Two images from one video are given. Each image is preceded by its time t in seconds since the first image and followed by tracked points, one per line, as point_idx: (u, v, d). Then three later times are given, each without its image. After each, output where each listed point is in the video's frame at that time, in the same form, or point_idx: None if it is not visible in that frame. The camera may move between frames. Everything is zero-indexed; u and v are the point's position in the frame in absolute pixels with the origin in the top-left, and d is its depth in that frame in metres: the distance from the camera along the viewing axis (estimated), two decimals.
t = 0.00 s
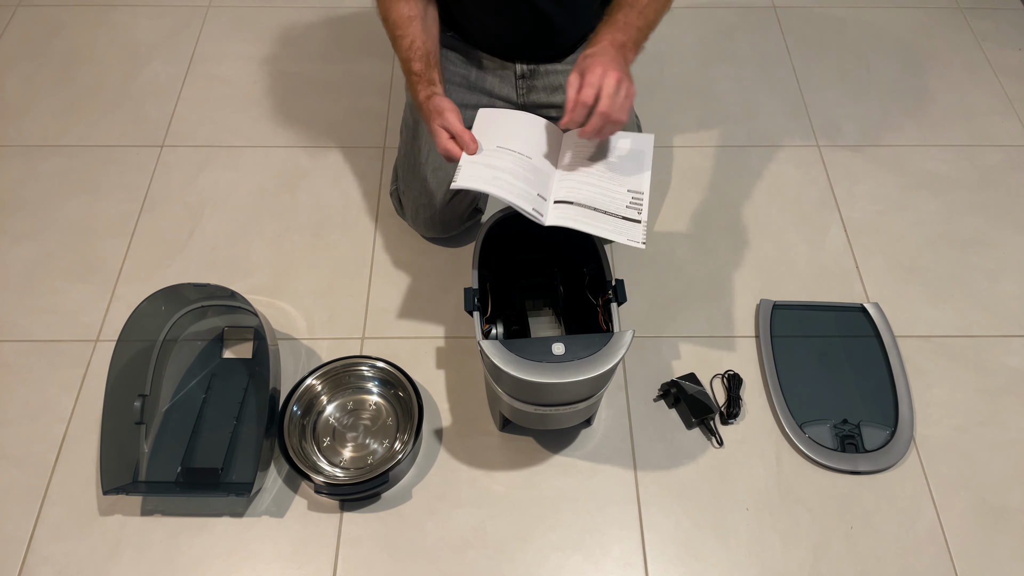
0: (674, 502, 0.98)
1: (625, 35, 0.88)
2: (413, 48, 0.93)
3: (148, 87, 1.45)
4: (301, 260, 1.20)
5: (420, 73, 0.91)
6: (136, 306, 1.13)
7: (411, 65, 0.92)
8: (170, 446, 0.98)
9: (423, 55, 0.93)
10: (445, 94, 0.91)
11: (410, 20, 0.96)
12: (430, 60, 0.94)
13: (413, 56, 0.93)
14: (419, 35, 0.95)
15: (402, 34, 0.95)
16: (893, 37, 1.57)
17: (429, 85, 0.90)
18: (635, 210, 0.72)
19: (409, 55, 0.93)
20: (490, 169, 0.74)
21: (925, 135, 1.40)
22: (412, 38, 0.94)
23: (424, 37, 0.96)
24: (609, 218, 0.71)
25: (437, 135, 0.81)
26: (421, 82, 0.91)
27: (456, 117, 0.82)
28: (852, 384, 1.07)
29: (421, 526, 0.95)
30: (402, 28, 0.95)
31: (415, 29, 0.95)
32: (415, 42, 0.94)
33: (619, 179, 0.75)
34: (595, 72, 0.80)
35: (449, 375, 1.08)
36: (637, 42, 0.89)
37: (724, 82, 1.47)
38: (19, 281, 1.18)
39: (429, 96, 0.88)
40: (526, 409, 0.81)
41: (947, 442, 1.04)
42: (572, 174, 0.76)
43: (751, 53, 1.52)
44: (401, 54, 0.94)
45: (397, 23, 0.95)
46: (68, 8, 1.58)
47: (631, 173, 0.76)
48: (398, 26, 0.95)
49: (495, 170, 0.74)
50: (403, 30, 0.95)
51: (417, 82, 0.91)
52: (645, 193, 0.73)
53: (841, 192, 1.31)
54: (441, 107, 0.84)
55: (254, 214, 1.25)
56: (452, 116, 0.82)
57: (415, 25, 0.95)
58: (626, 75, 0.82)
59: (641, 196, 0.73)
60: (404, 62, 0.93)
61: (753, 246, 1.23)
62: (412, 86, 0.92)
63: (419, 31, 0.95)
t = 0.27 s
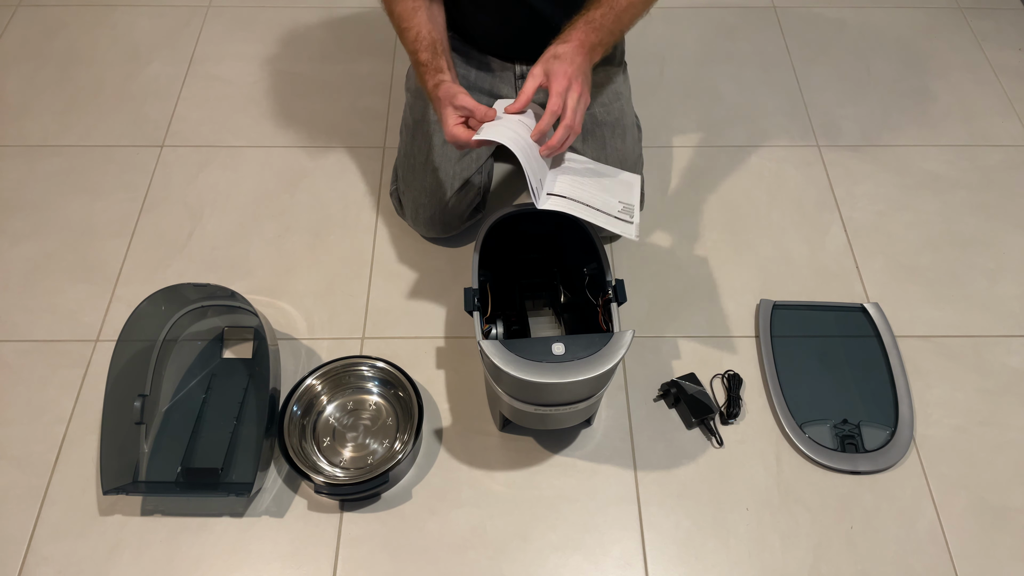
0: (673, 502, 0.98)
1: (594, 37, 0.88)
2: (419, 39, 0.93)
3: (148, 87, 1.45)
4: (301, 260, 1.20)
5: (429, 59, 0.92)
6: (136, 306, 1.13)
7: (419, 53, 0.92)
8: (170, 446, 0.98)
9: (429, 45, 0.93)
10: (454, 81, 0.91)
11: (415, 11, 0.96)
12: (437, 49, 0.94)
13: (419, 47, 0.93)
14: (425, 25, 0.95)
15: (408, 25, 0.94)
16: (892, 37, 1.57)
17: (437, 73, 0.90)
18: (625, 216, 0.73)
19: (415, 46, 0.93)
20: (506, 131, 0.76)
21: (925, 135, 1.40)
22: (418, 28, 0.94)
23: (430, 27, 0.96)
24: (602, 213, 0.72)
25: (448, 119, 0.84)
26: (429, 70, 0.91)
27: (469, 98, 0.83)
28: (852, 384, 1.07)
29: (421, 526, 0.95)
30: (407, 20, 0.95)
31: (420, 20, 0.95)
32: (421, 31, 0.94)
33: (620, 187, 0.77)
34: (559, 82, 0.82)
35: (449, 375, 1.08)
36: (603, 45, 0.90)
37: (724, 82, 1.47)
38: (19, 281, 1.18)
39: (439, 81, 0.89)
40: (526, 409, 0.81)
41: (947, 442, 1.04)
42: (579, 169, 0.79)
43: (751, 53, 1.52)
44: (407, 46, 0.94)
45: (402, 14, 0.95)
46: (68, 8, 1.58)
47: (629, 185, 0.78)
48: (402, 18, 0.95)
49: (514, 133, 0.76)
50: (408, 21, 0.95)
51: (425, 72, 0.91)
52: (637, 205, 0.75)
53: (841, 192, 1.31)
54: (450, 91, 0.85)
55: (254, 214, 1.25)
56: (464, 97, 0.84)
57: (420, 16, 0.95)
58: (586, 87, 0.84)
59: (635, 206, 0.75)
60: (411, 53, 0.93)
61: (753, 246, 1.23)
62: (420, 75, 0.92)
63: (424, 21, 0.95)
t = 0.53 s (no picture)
0: (674, 502, 0.98)
1: (595, 38, 0.88)
2: (416, 41, 0.93)
3: (148, 87, 1.45)
4: (301, 260, 1.20)
5: (427, 60, 0.91)
6: (136, 306, 1.13)
7: (417, 55, 0.92)
8: (170, 446, 0.98)
9: (426, 46, 0.93)
10: (453, 81, 0.89)
11: (413, 14, 0.96)
12: (435, 49, 0.93)
13: (417, 49, 0.92)
14: (422, 27, 0.95)
15: (406, 28, 0.95)
16: (893, 37, 1.57)
17: (434, 74, 0.89)
18: (608, 237, 0.73)
19: (413, 49, 0.93)
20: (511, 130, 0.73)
21: (925, 135, 1.40)
22: (415, 30, 0.94)
23: (427, 29, 0.95)
24: (587, 229, 0.72)
25: (449, 121, 0.83)
26: (427, 71, 0.90)
27: (467, 99, 0.83)
28: (852, 384, 1.07)
29: (421, 526, 0.95)
30: (404, 23, 0.95)
31: (417, 22, 0.95)
32: (418, 33, 0.94)
33: (606, 203, 0.77)
34: (563, 80, 0.81)
35: (449, 375, 1.08)
36: (603, 46, 0.90)
37: (724, 82, 1.47)
38: (19, 281, 1.18)
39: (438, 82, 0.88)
40: (526, 409, 0.81)
41: (947, 442, 1.04)
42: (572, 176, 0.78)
43: (751, 53, 1.52)
44: (405, 49, 0.94)
45: (400, 18, 0.96)
46: (68, 8, 1.58)
47: (616, 203, 0.78)
48: (400, 21, 0.95)
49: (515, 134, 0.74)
50: (406, 24, 0.95)
51: (422, 74, 0.90)
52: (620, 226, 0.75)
53: (841, 192, 1.31)
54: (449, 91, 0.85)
55: (254, 214, 1.25)
56: (462, 99, 0.83)
57: (417, 18, 0.96)
58: (586, 87, 0.84)
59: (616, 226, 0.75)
60: (409, 56, 0.93)
61: (753, 246, 1.23)
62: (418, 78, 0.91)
63: (422, 23, 0.95)
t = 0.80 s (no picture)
0: (673, 502, 0.98)
1: (593, 38, 0.88)
2: (418, 42, 0.93)
3: (148, 87, 1.45)
4: (301, 260, 1.20)
5: (430, 61, 0.90)
6: (136, 306, 1.13)
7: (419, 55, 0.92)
8: (170, 446, 0.98)
9: (428, 47, 0.92)
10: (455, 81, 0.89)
11: (414, 14, 0.95)
12: (437, 50, 0.92)
13: (419, 50, 0.92)
14: (425, 28, 0.94)
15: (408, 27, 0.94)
16: (892, 37, 1.57)
17: (437, 75, 0.89)
18: (594, 243, 0.73)
19: (415, 50, 0.92)
20: (510, 129, 0.73)
21: (925, 135, 1.40)
22: (417, 31, 0.94)
23: (430, 29, 0.95)
24: (575, 233, 0.71)
25: (452, 123, 0.84)
26: (429, 72, 0.89)
27: (469, 101, 0.83)
28: (852, 384, 1.07)
29: (421, 526, 0.95)
30: (406, 23, 0.94)
31: (420, 22, 0.94)
32: (420, 33, 0.93)
33: (594, 211, 0.77)
34: (561, 81, 0.81)
35: (449, 375, 1.08)
36: (602, 48, 0.90)
37: (724, 82, 1.47)
38: (19, 281, 1.17)
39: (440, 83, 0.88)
40: (526, 409, 0.81)
41: (947, 442, 1.04)
42: (563, 181, 0.78)
43: (751, 53, 1.52)
44: (408, 49, 0.94)
45: (402, 17, 0.95)
46: (68, 9, 1.58)
47: (604, 211, 0.78)
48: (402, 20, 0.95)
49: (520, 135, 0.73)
50: (407, 24, 0.94)
51: (425, 75, 0.90)
52: (607, 232, 0.75)
53: (841, 192, 1.31)
54: (452, 94, 0.85)
55: (254, 214, 1.25)
56: (464, 101, 0.83)
57: (420, 18, 0.95)
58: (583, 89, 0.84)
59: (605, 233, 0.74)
60: (411, 57, 0.93)
61: (753, 246, 1.23)
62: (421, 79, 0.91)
63: (424, 23, 0.95)
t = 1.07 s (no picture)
0: (673, 502, 0.98)
1: (593, 42, 0.88)
2: (417, 46, 0.93)
3: (148, 86, 1.45)
4: (301, 260, 1.20)
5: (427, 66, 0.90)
6: (136, 306, 1.13)
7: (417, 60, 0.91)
8: (170, 446, 0.98)
9: (427, 51, 0.92)
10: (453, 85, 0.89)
11: (413, 17, 0.95)
12: (435, 54, 0.92)
13: (417, 53, 0.92)
14: (423, 31, 0.95)
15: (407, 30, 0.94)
16: (892, 37, 1.57)
17: (435, 78, 0.89)
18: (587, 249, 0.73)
19: (414, 53, 0.92)
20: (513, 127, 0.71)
21: (924, 135, 1.40)
22: (416, 35, 0.94)
23: (428, 33, 0.95)
24: (569, 241, 0.71)
25: (448, 126, 0.83)
26: (427, 76, 0.89)
27: (466, 106, 0.83)
28: (852, 384, 1.07)
29: (421, 526, 0.95)
30: (405, 27, 0.94)
31: (418, 25, 0.95)
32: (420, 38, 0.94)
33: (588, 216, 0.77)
34: (562, 82, 0.80)
35: (449, 375, 1.08)
36: (601, 52, 0.90)
37: (724, 82, 1.47)
38: (19, 281, 1.17)
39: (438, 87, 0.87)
40: (526, 409, 0.81)
41: (947, 442, 1.04)
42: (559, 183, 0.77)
43: (751, 54, 1.52)
44: (406, 53, 0.94)
45: (400, 21, 0.95)
46: (68, 8, 1.58)
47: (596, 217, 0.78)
48: (400, 23, 0.95)
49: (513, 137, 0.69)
50: (406, 27, 0.94)
51: (423, 79, 0.90)
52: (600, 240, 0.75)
53: (841, 192, 1.31)
54: (449, 98, 0.84)
55: (254, 214, 1.25)
56: (462, 105, 0.83)
57: (419, 22, 0.95)
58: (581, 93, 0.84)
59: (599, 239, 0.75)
60: (409, 61, 0.93)
61: (753, 246, 1.23)
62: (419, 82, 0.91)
63: (422, 27, 0.95)
